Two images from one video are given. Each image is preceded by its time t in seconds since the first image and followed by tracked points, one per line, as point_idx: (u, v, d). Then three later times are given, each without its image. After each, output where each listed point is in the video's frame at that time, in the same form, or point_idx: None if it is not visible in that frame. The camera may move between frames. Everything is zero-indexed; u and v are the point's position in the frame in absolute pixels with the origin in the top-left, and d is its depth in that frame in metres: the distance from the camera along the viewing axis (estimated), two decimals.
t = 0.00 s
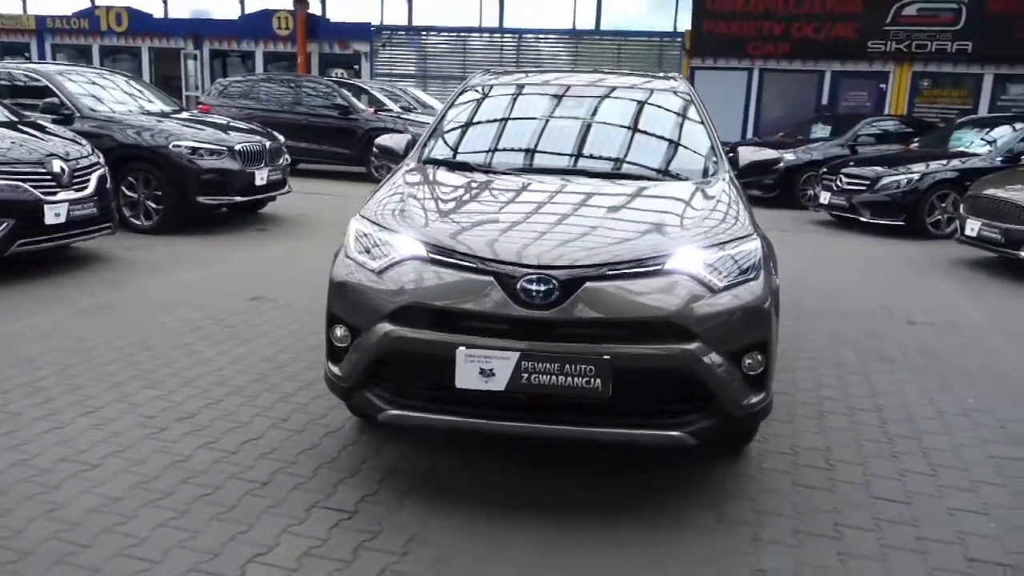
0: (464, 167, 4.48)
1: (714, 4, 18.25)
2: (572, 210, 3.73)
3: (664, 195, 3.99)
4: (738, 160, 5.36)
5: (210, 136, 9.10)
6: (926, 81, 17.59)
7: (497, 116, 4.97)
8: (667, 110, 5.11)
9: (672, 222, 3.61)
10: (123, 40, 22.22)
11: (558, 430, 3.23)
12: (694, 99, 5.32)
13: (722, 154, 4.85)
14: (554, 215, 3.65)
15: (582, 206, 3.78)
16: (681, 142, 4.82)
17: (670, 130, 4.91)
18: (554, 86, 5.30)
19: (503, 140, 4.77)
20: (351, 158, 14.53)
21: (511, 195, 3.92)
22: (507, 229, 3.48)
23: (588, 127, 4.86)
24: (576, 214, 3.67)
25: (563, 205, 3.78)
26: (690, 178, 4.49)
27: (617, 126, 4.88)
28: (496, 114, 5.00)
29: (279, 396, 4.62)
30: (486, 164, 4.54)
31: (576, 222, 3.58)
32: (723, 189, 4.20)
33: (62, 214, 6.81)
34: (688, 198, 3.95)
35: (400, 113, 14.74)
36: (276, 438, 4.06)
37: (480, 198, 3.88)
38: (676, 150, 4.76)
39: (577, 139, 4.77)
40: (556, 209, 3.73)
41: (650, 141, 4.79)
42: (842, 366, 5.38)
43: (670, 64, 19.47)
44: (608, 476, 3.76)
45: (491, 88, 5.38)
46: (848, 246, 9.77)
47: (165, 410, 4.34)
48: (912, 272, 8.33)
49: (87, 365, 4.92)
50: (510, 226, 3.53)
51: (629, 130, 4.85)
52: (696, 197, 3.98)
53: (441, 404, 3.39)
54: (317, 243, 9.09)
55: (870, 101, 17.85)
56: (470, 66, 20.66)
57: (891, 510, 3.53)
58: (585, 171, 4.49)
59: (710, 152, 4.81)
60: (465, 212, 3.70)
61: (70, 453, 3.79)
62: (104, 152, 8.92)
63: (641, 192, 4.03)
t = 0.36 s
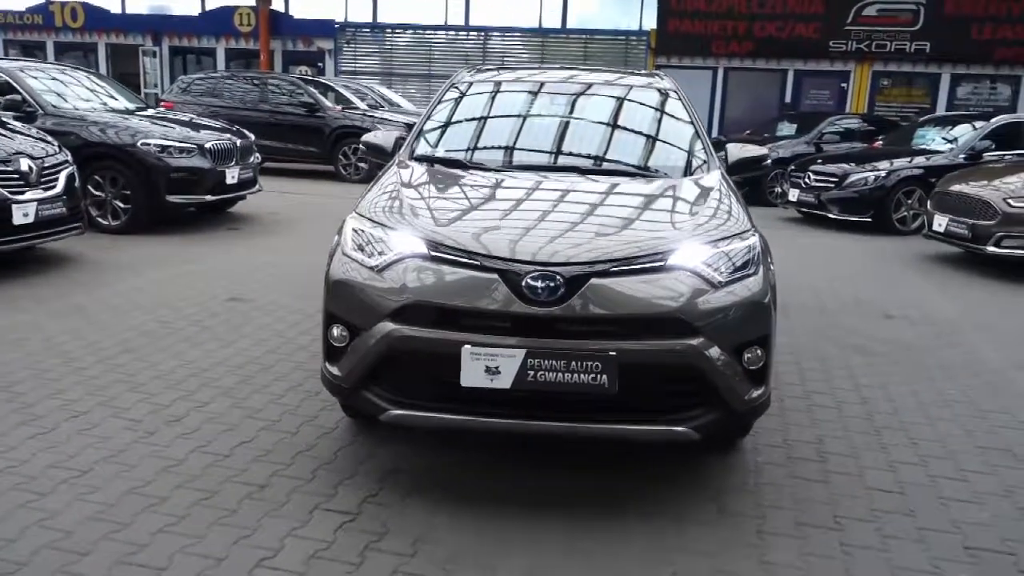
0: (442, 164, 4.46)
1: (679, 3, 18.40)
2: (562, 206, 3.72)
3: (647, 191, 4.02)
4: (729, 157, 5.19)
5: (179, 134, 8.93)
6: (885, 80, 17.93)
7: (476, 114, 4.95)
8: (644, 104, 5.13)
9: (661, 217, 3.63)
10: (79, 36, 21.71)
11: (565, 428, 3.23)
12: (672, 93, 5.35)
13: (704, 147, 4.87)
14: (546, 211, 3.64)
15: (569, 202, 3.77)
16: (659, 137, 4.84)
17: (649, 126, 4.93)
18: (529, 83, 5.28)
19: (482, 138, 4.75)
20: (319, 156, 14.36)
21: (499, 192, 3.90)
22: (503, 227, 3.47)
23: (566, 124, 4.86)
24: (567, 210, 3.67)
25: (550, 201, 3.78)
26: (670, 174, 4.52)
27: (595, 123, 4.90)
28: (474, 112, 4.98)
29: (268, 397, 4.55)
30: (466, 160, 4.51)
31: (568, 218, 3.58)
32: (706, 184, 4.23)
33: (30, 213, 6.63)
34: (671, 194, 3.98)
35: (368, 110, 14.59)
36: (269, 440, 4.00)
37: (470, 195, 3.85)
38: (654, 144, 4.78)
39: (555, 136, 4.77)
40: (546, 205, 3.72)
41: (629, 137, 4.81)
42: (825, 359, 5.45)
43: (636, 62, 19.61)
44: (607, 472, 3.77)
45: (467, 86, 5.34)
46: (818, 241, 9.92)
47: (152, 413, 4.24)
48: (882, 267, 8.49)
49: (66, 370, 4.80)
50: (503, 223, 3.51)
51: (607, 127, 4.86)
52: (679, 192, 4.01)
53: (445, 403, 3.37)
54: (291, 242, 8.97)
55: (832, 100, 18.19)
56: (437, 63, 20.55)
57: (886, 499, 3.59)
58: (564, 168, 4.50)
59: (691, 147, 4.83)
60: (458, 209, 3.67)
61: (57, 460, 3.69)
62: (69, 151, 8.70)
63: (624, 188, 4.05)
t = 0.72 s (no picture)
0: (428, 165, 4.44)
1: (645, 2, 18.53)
2: (557, 206, 3.73)
3: (634, 190, 4.04)
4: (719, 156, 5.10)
5: (151, 134, 8.76)
6: (847, 78, 18.25)
7: (458, 116, 4.93)
8: (625, 102, 5.14)
9: (655, 217, 3.65)
10: (34, 33, 21.19)
11: (578, 430, 3.24)
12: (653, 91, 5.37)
13: (689, 144, 4.90)
14: (541, 212, 3.64)
15: (563, 202, 3.78)
16: (640, 135, 4.86)
17: (632, 124, 4.94)
18: (508, 83, 5.27)
19: (465, 140, 4.74)
20: (289, 156, 14.20)
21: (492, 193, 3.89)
22: (505, 228, 3.46)
23: (548, 124, 4.86)
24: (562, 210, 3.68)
25: (543, 202, 3.78)
26: (652, 173, 4.55)
27: (576, 122, 4.90)
28: (456, 114, 4.96)
29: (263, 403, 4.48)
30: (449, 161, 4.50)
31: (566, 219, 3.59)
32: (693, 183, 4.26)
33: (3, 217, 6.46)
34: (660, 194, 4.01)
35: (337, 110, 14.44)
36: (271, 447, 3.94)
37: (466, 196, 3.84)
38: (636, 142, 4.80)
39: (537, 136, 4.77)
40: (541, 205, 3.72)
41: (611, 136, 4.82)
42: (813, 356, 5.53)
43: (604, 60, 19.72)
44: (614, 470, 3.78)
45: (447, 88, 5.32)
46: (792, 238, 10.07)
47: (147, 422, 4.16)
48: (856, 263, 8.64)
49: (52, 378, 4.69)
50: (503, 225, 3.51)
51: (589, 126, 4.87)
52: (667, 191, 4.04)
53: (456, 408, 3.36)
54: (267, 244, 8.84)
55: (796, 97, 18.45)
56: (404, 62, 20.41)
57: (889, 494, 3.65)
58: (549, 169, 4.50)
59: (675, 144, 4.86)
60: (457, 211, 3.66)
61: (54, 471, 3.60)
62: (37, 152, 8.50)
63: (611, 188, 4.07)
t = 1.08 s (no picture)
0: (418, 165, 4.43)
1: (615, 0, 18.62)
2: (556, 206, 3.74)
3: (623, 189, 4.07)
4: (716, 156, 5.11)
5: (126, 134, 8.60)
6: (813, 77, 18.65)
7: (443, 117, 4.92)
8: (609, 99, 5.16)
9: (652, 215, 3.68)
10: None
11: (592, 429, 3.26)
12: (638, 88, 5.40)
13: (674, 140, 4.93)
14: (540, 211, 3.65)
15: (559, 201, 3.80)
16: (625, 132, 4.89)
17: (616, 122, 4.96)
18: (489, 82, 5.27)
19: (449, 141, 4.73)
20: (261, 155, 14.04)
21: (487, 192, 3.90)
22: (511, 229, 3.47)
23: (532, 123, 4.87)
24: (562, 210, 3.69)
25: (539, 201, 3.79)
26: (637, 172, 4.58)
27: (559, 121, 4.91)
28: (440, 115, 4.95)
29: (262, 406, 4.43)
30: (437, 161, 4.49)
31: (567, 218, 3.61)
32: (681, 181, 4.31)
33: None
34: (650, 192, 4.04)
35: (308, 108, 14.29)
36: (275, 450, 3.91)
37: (464, 196, 3.84)
38: (620, 140, 4.83)
39: (520, 135, 4.78)
40: (539, 205, 3.73)
41: (595, 134, 4.85)
42: (802, 351, 5.63)
43: (574, 58, 19.81)
44: (622, 469, 3.82)
45: (434, 87, 5.31)
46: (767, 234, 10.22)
47: (145, 427, 4.10)
48: (833, 258, 8.80)
49: (41, 384, 4.59)
50: (506, 225, 3.52)
51: (572, 124, 4.89)
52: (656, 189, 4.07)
53: (470, 408, 3.37)
54: (246, 244, 8.73)
55: (764, 95, 18.80)
56: (373, 59, 20.25)
57: (891, 486, 3.73)
58: (535, 168, 4.51)
59: (659, 141, 4.89)
60: (460, 210, 3.66)
61: (56, 479, 3.53)
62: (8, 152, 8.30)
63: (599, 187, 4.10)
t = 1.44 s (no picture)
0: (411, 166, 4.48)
1: None
2: (561, 205, 3.82)
3: (618, 186, 4.16)
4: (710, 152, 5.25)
5: (102, 136, 8.48)
6: (777, 73, 19.01)
7: (429, 120, 4.99)
8: (592, 96, 5.24)
9: (652, 212, 3.78)
10: None
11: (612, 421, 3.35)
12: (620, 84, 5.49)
13: (656, 135, 5.03)
14: (542, 210, 3.73)
15: (560, 200, 3.88)
16: (609, 128, 4.98)
17: (599, 119, 5.04)
18: (472, 83, 5.33)
19: (437, 142, 4.79)
20: (232, 155, 13.91)
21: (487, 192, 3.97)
22: (521, 228, 3.54)
23: (516, 123, 4.93)
24: (569, 209, 3.77)
25: (541, 200, 3.87)
26: (622, 168, 4.66)
27: (543, 119, 4.98)
28: (427, 118, 5.01)
29: (269, 407, 4.45)
30: (427, 161, 4.55)
31: (575, 217, 3.69)
32: (669, 179, 4.41)
33: None
34: (642, 189, 4.13)
35: (277, 107, 14.20)
36: (290, 451, 3.93)
37: (467, 196, 3.91)
38: (604, 136, 4.92)
39: (506, 134, 4.84)
40: (541, 204, 3.81)
41: (578, 130, 4.93)
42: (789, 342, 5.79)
43: (540, 56, 19.97)
44: (634, 461, 3.91)
45: (427, 88, 5.37)
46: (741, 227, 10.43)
47: (155, 431, 4.09)
48: (807, 251, 9.02)
49: (42, 390, 4.55)
50: (517, 224, 3.59)
51: (555, 122, 4.96)
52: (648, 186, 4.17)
53: (492, 404, 3.43)
54: (226, 245, 8.66)
55: (728, 91, 19.14)
56: (338, 57, 20.10)
57: (891, 469, 3.88)
58: (522, 166, 4.59)
59: (641, 135, 4.98)
60: (473, 211, 3.72)
61: (74, 486, 3.52)
62: None
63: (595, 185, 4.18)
